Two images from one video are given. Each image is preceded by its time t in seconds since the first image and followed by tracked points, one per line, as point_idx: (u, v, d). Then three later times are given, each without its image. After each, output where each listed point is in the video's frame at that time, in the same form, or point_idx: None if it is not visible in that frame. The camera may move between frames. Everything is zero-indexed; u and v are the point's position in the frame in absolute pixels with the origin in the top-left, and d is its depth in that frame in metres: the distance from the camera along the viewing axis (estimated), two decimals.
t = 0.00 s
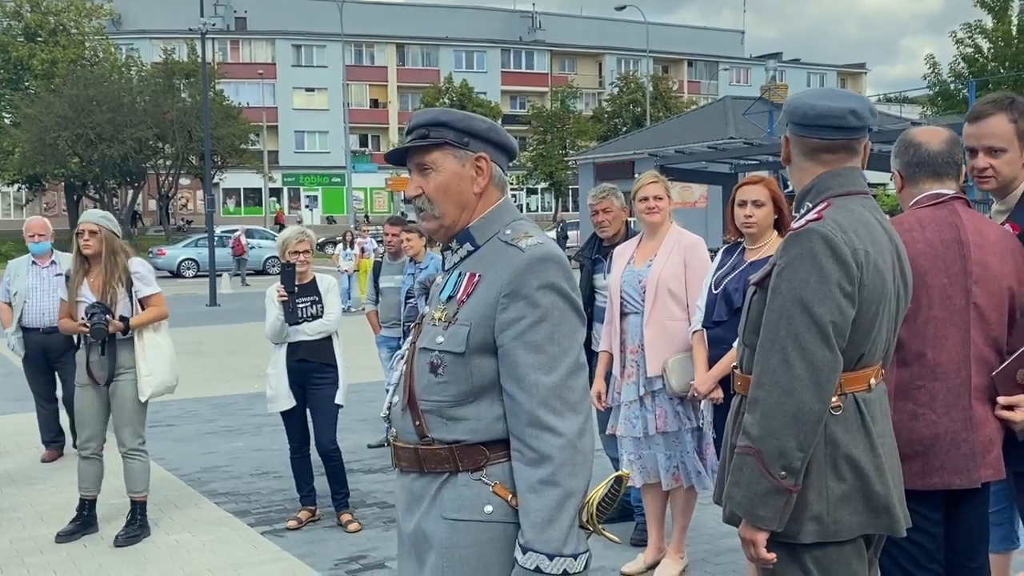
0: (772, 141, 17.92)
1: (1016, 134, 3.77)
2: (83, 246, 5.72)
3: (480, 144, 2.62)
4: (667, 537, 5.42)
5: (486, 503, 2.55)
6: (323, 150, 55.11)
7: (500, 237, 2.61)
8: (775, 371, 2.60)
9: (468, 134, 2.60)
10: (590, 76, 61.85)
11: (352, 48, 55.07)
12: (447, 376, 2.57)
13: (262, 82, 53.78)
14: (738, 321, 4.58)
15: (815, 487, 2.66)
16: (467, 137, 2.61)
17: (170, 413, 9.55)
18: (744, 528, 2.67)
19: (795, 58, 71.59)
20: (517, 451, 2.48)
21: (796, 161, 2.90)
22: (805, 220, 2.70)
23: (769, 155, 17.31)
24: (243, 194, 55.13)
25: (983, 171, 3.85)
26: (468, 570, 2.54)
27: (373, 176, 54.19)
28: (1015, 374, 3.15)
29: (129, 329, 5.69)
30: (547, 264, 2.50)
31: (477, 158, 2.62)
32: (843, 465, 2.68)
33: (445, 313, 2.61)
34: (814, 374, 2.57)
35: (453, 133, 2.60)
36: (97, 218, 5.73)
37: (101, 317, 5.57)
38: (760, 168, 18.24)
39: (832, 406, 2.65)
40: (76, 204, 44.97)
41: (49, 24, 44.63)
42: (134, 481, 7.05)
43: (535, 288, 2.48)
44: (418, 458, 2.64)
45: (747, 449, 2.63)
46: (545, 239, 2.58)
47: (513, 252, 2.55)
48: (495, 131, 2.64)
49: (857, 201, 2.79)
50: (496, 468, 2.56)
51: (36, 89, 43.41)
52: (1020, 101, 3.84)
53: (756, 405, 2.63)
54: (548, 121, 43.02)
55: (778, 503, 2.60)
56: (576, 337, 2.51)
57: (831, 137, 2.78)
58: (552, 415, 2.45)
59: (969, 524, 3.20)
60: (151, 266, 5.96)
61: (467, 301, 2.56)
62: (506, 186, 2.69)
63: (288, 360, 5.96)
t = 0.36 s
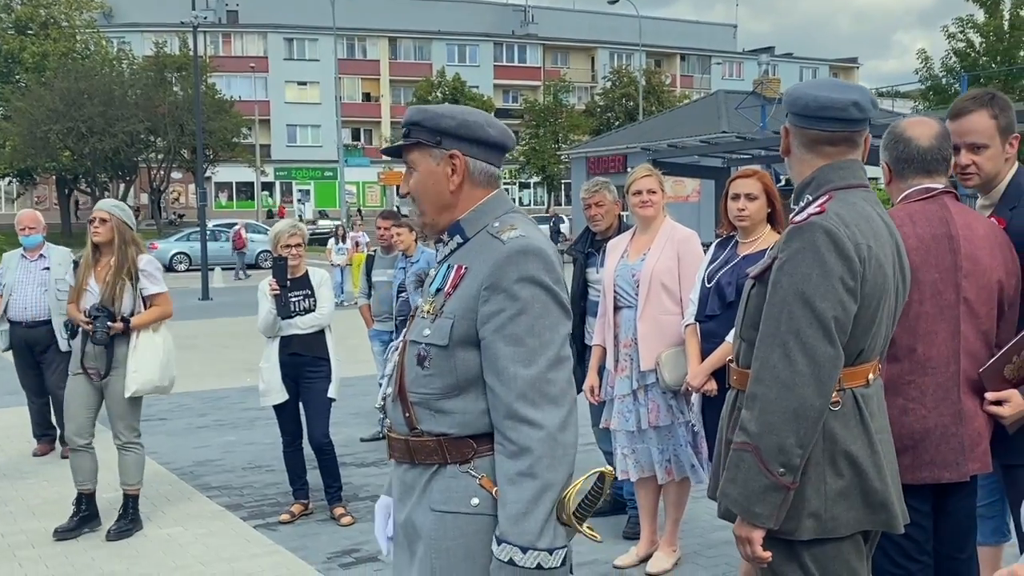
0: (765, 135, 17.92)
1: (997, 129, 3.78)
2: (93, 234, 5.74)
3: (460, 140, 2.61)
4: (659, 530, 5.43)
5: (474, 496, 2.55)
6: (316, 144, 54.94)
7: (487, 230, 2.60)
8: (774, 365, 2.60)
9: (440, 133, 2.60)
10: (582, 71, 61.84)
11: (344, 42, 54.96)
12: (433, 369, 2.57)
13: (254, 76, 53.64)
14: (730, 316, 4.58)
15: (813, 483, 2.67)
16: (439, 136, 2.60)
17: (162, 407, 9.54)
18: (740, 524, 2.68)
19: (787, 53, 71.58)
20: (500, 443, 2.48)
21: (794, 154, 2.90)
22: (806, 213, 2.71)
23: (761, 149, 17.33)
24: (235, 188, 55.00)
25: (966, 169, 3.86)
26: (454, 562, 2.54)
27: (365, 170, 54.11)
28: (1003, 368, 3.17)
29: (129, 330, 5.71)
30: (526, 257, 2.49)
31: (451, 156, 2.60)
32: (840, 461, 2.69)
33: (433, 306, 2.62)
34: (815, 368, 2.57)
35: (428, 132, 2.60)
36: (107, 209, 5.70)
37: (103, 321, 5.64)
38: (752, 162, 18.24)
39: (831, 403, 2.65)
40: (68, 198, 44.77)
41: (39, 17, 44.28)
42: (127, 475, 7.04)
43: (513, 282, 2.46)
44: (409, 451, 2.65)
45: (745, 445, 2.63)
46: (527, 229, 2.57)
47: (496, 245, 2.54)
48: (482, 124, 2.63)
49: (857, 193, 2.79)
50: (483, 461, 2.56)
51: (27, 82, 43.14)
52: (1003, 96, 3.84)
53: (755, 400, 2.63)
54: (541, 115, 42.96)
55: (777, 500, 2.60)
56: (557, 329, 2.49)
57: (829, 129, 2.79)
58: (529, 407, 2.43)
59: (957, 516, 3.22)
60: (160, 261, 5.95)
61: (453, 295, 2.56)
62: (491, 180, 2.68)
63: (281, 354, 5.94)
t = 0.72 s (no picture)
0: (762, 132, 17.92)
1: (998, 125, 3.78)
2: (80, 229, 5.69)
3: (448, 141, 2.61)
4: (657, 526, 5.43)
5: (462, 492, 2.56)
6: (312, 140, 54.82)
7: (469, 224, 2.58)
8: (777, 362, 2.60)
9: (396, 143, 2.61)
10: (580, 67, 61.78)
11: (341, 38, 54.86)
12: (418, 367, 2.57)
13: (251, 71, 53.54)
14: (728, 311, 4.57)
15: (813, 481, 2.68)
16: (396, 146, 2.62)
17: (160, 403, 9.53)
18: (741, 523, 2.67)
19: (785, 49, 71.50)
20: (485, 437, 2.46)
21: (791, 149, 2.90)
22: (806, 209, 2.70)
23: (758, 145, 17.34)
24: (232, 184, 54.94)
25: (966, 164, 3.87)
26: (443, 558, 2.56)
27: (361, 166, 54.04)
28: (1003, 364, 3.15)
29: (119, 327, 5.66)
30: (500, 250, 2.46)
31: (411, 162, 2.61)
32: (840, 459, 2.69)
33: (419, 303, 2.61)
34: (818, 366, 2.57)
35: (384, 146, 2.64)
36: (96, 205, 5.68)
37: (91, 317, 5.58)
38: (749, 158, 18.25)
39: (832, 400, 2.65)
40: (64, 193, 44.68)
41: (36, 12, 44.08)
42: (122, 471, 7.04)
43: (488, 275, 2.45)
44: (402, 446, 2.65)
45: (747, 443, 2.62)
46: (503, 223, 2.55)
47: (471, 239, 2.53)
48: (465, 124, 2.63)
49: (859, 188, 2.79)
50: (470, 456, 2.57)
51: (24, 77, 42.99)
52: (1003, 92, 3.85)
53: (757, 396, 2.63)
54: (538, 111, 42.88)
55: (780, 498, 2.60)
56: (540, 322, 2.46)
57: (828, 124, 2.79)
58: (511, 399, 2.41)
59: (958, 512, 3.23)
60: (146, 260, 5.93)
61: (436, 291, 2.56)
62: (469, 177, 2.67)
63: (278, 350, 5.94)
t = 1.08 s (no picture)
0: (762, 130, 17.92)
1: (1011, 122, 3.79)
2: (59, 228, 5.73)
3: (442, 142, 2.61)
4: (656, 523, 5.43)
5: (438, 489, 2.57)
6: (312, 138, 54.86)
7: (455, 223, 2.59)
8: (774, 363, 2.60)
9: (400, 136, 2.64)
10: (580, 65, 61.76)
11: (341, 35, 54.84)
12: (400, 361, 2.57)
13: (251, 68, 53.49)
14: (727, 310, 4.56)
15: (808, 480, 2.68)
16: (400, 137, 2.64)
17: (159, 400, 9.54)
18: (736, 521, 2.68)
19: (785, 47, 71.40)
20: (454, 435, 2.46)
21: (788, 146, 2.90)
22: (810, 208, 2.69)
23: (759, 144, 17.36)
24: (232, 181, 55.01)
25: (978, 160, 3.86)
26: (420, 554, 2.58)
27: (361, 163, 54.11)
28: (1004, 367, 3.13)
29: (101, 324, 5.68)
30: (476, 248, 2.44)
31: (410, 154, 2.63)
32: (838, 459, 2.69)
33: (405, 300, 2.62)
34: (815, 367, 2.57)
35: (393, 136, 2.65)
36: (72, 204, 5.69)
37: (68, 316, 5.61)
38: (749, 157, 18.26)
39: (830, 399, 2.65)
40: (64, 190, 44.65)
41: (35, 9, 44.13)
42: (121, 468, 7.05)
43: (465, 274, 2.43)
44: (388, 442, 2.67)
45: (741, 442, 2.63)
46: (487, 222, 2.54)
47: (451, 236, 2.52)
48: (461, 122, 2.63)
49: (862, 187, 2.79)
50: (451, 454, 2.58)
51: (24, 75, 42.95)
52: (1015, 89, 3.86)
53: (754, 396, 2.63)
54: (538, 109, 42.87)
55: (773, 498, 2.60)
56: (513, 321, 2.42)
57: (828, 121, 2.79)
58: (483, 399, 2.40)
59: (959, 512, 3.23)
60: (128, 256, 5.91)
61: (419, 289, 2.56)
62: (468, 173, 2.69)
63: (277, 347, 5.93)
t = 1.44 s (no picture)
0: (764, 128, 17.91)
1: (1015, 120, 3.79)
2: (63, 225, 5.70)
3: (438, 140, 2.62)
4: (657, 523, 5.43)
5: (423, 488, 2.56)
6: (314, 136, 54.93)
7: (445, 223, 2.58)
8: (791, 366, 2.59)
9: (405, 135, 2.64)
10: (582, 62, 61.71)
11: (343, 34, 54.82)
12: (389, 359, 2.57)
13: (252, 66, 53.48)
14: (729, 309, 4.55)
15: (823, 483, 2.67)
16: (403, 135, 2.64)
17: (160, 398, 9.53)
18: (751, 525, 2.67)
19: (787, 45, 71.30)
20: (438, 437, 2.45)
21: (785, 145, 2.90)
22: (820, 210, 2.68)
23: (761, 143, 17.37)
24: (234, 179, 55.01)
25: (982, 158, 3.85)
26: (407, 554, 2.57)
27: (363, 161, 54.11)
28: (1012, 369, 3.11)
29: (98, 321, 5.66)
30: (456, 248, 2.44)
31: (407, 154, 2.64)
32: (850, 460, 2.69)
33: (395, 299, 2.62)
34: (836, 371, 2.57)
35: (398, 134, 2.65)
36: (74, 202, 5.66)
37: (63, 314, 5.60)
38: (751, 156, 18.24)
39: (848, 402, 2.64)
40: (65, 187, 44.62)
41: (36, 7, 44.18)
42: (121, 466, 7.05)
43: (446, 274, 2.42)
44: (381, 441, 2.66)
45: (759, 447, 2.62)
46: (472, 221, 2.53)
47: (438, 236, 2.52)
48: (461, 120, 2.62)
49: (868, 189, 2.78)
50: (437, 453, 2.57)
51: (26, 73, 42.97)
52: (1021, 87, 3.85)
53: (770, 401, 2.61)
54: (540, 107, 42.88)
55: (795, 503, 2.60)
56: (490, 322, 2.40)
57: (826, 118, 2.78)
58: (455, 399, 2.39)
59: (965, 515, 3.22)
60: (126, 253, 5.86)
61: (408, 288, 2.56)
62: (467, 174, 2.68)
63: (278, 345, 5.92)
